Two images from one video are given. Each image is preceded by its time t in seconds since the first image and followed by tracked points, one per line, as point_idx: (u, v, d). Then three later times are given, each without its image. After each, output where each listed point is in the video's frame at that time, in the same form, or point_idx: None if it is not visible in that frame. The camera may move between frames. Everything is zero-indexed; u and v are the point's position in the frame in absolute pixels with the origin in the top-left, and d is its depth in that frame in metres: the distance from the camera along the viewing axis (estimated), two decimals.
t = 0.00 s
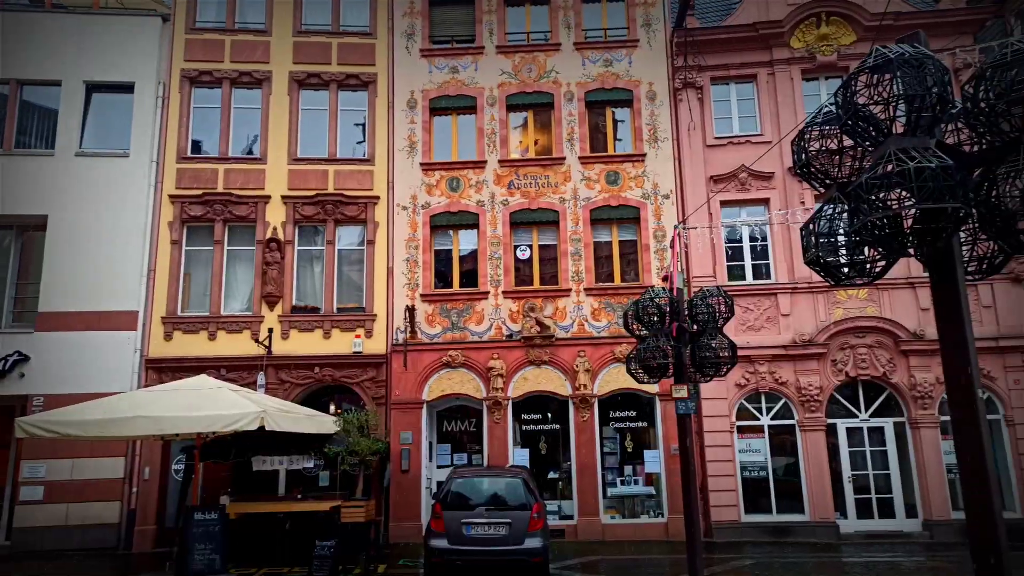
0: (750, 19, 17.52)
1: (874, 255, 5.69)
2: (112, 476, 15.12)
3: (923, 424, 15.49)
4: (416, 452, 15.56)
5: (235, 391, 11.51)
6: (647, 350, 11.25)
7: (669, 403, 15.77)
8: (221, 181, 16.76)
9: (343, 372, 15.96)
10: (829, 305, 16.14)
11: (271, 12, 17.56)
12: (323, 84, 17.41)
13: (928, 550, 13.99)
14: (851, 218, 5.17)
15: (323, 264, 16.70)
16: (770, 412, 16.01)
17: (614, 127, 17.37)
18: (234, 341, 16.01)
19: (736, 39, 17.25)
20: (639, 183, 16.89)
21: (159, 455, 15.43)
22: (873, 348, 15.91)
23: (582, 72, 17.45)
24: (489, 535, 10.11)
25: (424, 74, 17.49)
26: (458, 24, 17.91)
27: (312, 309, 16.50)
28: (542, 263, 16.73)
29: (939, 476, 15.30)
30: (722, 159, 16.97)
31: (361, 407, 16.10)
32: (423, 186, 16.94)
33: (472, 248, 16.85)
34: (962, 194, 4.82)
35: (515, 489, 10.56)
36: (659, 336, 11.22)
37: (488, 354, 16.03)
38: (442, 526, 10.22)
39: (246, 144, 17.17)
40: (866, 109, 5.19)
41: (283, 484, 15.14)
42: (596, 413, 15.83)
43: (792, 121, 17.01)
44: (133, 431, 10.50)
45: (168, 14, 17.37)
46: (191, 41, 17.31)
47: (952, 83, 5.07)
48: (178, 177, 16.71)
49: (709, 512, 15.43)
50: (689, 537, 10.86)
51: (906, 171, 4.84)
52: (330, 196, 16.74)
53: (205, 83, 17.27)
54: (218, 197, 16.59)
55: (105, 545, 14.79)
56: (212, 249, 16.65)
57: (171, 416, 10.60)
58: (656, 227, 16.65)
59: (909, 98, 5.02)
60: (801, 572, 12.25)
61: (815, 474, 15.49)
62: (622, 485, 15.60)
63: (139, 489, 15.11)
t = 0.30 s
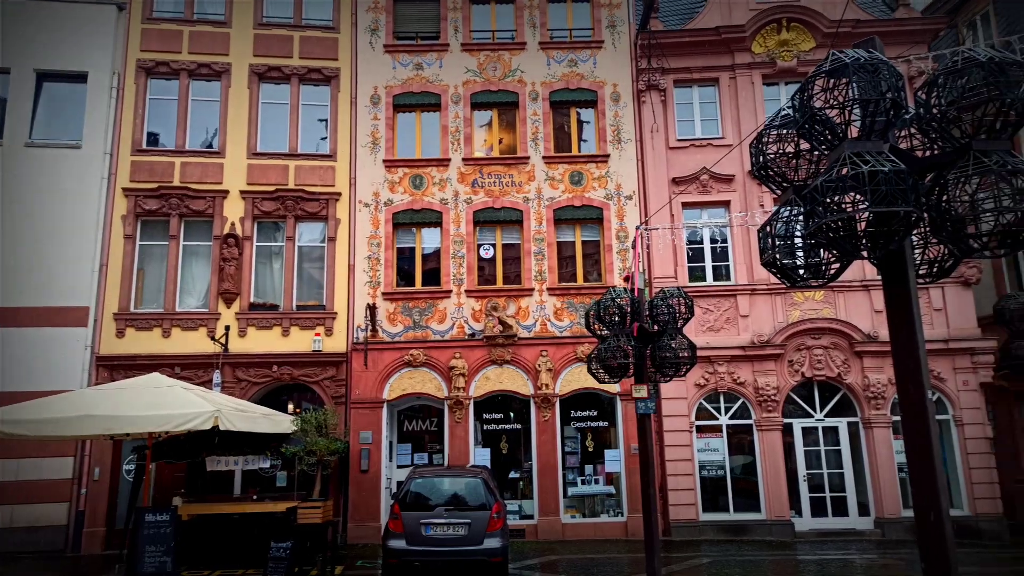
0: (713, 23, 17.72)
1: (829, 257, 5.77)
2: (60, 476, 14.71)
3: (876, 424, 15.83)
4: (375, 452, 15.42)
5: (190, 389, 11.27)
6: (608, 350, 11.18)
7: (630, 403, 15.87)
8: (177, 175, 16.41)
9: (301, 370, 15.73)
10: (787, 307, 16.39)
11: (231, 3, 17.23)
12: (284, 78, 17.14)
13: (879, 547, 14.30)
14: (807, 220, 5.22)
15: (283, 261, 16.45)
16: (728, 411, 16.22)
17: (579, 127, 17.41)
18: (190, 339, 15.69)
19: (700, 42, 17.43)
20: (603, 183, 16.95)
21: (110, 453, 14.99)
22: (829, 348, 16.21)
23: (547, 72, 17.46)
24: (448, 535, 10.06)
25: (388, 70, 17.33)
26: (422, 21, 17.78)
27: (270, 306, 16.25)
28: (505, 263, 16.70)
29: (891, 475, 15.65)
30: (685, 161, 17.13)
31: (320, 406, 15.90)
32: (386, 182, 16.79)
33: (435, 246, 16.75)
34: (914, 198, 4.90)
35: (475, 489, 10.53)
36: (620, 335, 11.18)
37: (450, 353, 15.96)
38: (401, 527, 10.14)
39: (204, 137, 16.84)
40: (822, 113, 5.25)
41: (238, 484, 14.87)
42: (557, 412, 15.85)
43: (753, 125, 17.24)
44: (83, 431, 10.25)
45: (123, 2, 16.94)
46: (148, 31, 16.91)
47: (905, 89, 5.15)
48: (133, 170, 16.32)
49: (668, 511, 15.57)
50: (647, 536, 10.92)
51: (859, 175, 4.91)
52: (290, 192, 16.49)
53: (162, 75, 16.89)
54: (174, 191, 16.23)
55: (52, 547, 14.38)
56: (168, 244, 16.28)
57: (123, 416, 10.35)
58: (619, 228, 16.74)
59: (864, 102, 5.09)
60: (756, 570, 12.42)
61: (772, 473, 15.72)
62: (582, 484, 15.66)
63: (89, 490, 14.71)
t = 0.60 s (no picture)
0: (667, 24, 17.87)
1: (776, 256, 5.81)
2: None
3: (817, 423, 16.19)
4: (320, 449, 15.14)
5: (126, 383, 10.92)
6: (558, 347, 11.17)
7: (579, 400, 15.91)
8: (117, 161, 15.84)
9: (245, 365, 15.34)
10: (734, 306, 16.63)
11: None
12: (232, 64, 16.68)
13: (817, 543, 14.62)
14: (756, 219, 5.25)
15: (227, 252, 16.02)
16: (675, 409, 16.38)
17: (533, 123, 17.35)
18: (127, 331, 15.17)
19: (653, 43, 17.55)
20: (556, 180, 16.94)
21: (39, 449, 14.39)
22: (773, 348, 16.50)
23: (502, 67, 17.36)
24: (393, 533, 9.91)
25: (340, 60, 17.01)
26: (376, 11, 17.50)
27: (213, 298, 15.80)
28: (457, 258, 16.55)
29: (830, 472, 16.03)
30: (637, 160, 17.23)
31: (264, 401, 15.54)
32: (337, 174, 16.48)
33: (385, 240, 16.52)
34: (860, 199, 4.97)
35: (421, 487, 10.40)
36: (570, 333, 11.17)
37: (399, 348, 15.76)
38: (344, 526, 9.95)
39: (146, 123, 16.28)
40: (773, 112, 5.28)
41: (176, 482, 14.44)
42: (506, 409, 15.78)
43: (704, 126, 17.44)
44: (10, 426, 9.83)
45: None
46: (88, 11, 16.26)
47: (853, 90, 5.21)
48: (69, 155, 15.69)
49: (615, 508, 15.65)
50: (593, 533, 10.92)
51: (808, 174, 4.95)
52: (235, 181, 16.06)
53: (103, 57, 16.28)
54: (113, 177, 15.67)
55: None
56: (105, 233, 15.70)
57: (54, 410, 9.94)
58: (571, 226, 16.75)
59: (813, 103, 5.14)
60: (698, 566, 12.56)
61: (716, 470, 15.94)
62: (530, 481, 15.65)
63: (15, 488, 14.11)
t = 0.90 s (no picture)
0: (611, 24, 17.91)
1: (719, 254, 5.81)
2: None
3: (749, 421, 16.48)
4: (249, 446, 14.66)
5: (43, 374, 10.39)
6: (499, 343, 11.03)
7: (517, 398, 15.82)
8: (34, 142, 15.00)
9: (170, 359, 14.72)
10: (671, 305, 16.78)
11: None
12: (162, 44, 15.96)
13: (747, 539, 14.88)
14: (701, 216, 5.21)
15: (153, 241, 15.33)
16: (612, 407, 16.45)
17: (476, 118, 17.13)
18: (42, 321, 14.38)
19: (598, 41, 17.57)
20: (498, 176, 16.79)
21: None
22: (709, 347, 16.73)
23: (446, 59, 17.10)
24: (324, 534, 9.61)
25: (277, 44, 16.46)
26: None
27: (137, 289, 15.10)
28: (396, 253, 16.23)
29: (761, 469, 16.36)
30: (580, 158, 17.23)
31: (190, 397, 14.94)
32: (271, 162, 15.97)
33: (322, 232, 16.08)
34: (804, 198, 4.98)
35: (355, 485, 10.11)
36: (510, 329, 11.11)
37: (334, 344, 15.38)
38: (273, 526, 9.59)
39: (67, 103, 15.45)
40: (720, 109, 5.25)
41: (93, 481, 13.76)
42: (444, 406, 15.56)
43: (646, 126, 17.54)
44: None
45: None
46: None
47: (799, 89, 5.22)
48: None
49: (551, 505, 15.62)
50: (529, 532, 10.82)
51: (754, 171, 4.93)
52: (163, 166, 15.39)
53: (20, 31, 15.37)
54: (29, 159, 14.84)
55: None
56: (20, 217, 14.84)
57: None
58: (513, 222, 16.63)
59: (761, 100, 5.13)
60: (632, 563, 12.61)
61: (651, 467, 16.07)
62: (466, 479, 15.47)
63: None
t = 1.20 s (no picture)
0: (557, 24, 17.89)
1: (667, 254, 5.79)
2: None
3: (687, 422, 16.66)
4: (177, 447, 14.07)
5: None
6: (440, 342, 10.82)
7: (458, 399, 15.62)
8: None
9: (93, 356, 14.01)
10: (613, 307, 16.84)
11: None
12: (89, 25, 15.19)
13: (684, 539, 15.02)
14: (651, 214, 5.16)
15: (76, 231, 14.59)
16: (553, 408, 16.39)
17: (420, 113, 16.85)
18: None
19: (544, 41, 17.53)
20: (442, 173, 16.56)
21: None
22: (649, 348, 16.85)
23: (390, 53, 16.77)
24: (255, 538, 9.25)
25: (214, 31, 15.88)
26: None
27: (57, 282, 14.34)
28: (336, 250, 15.82)
29: (698, 470, 16.55)
30: (524, 157, 17.14)
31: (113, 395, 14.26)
32: (205, 153, 15.39)
33: (258, 226, 15.57)
34: (752, 198, 4.96)
35: (288, 488, 9.75)
36: (453, 328, 10.91)
37: (269, 341, 14.90)
38: (200, 531, 9.19)
39: None
40: (671, 106, 5.20)
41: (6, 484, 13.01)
42: (383, 407, 15.26)
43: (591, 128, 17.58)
44: None
45: None
46: None
47: (749, 88, 5.21)
48: None
49: (490, 507, 15.47)
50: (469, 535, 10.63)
51: (704, 169, 4.88)
52: (88, 154, 14.67)
53: None
54: None
55: None
56: None
57: None
58: (456, 220, 16.43)
59: (711, 98, 5.09)
60: (570, 564, 12.56)
61: (590, 468, 16.08)
62: (404, 481, 15.19)
63: None
